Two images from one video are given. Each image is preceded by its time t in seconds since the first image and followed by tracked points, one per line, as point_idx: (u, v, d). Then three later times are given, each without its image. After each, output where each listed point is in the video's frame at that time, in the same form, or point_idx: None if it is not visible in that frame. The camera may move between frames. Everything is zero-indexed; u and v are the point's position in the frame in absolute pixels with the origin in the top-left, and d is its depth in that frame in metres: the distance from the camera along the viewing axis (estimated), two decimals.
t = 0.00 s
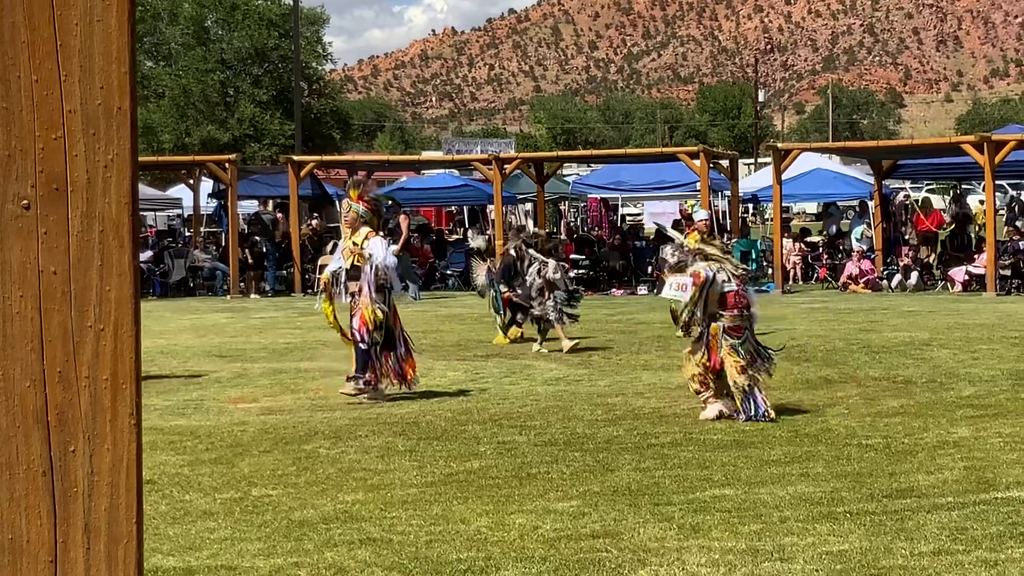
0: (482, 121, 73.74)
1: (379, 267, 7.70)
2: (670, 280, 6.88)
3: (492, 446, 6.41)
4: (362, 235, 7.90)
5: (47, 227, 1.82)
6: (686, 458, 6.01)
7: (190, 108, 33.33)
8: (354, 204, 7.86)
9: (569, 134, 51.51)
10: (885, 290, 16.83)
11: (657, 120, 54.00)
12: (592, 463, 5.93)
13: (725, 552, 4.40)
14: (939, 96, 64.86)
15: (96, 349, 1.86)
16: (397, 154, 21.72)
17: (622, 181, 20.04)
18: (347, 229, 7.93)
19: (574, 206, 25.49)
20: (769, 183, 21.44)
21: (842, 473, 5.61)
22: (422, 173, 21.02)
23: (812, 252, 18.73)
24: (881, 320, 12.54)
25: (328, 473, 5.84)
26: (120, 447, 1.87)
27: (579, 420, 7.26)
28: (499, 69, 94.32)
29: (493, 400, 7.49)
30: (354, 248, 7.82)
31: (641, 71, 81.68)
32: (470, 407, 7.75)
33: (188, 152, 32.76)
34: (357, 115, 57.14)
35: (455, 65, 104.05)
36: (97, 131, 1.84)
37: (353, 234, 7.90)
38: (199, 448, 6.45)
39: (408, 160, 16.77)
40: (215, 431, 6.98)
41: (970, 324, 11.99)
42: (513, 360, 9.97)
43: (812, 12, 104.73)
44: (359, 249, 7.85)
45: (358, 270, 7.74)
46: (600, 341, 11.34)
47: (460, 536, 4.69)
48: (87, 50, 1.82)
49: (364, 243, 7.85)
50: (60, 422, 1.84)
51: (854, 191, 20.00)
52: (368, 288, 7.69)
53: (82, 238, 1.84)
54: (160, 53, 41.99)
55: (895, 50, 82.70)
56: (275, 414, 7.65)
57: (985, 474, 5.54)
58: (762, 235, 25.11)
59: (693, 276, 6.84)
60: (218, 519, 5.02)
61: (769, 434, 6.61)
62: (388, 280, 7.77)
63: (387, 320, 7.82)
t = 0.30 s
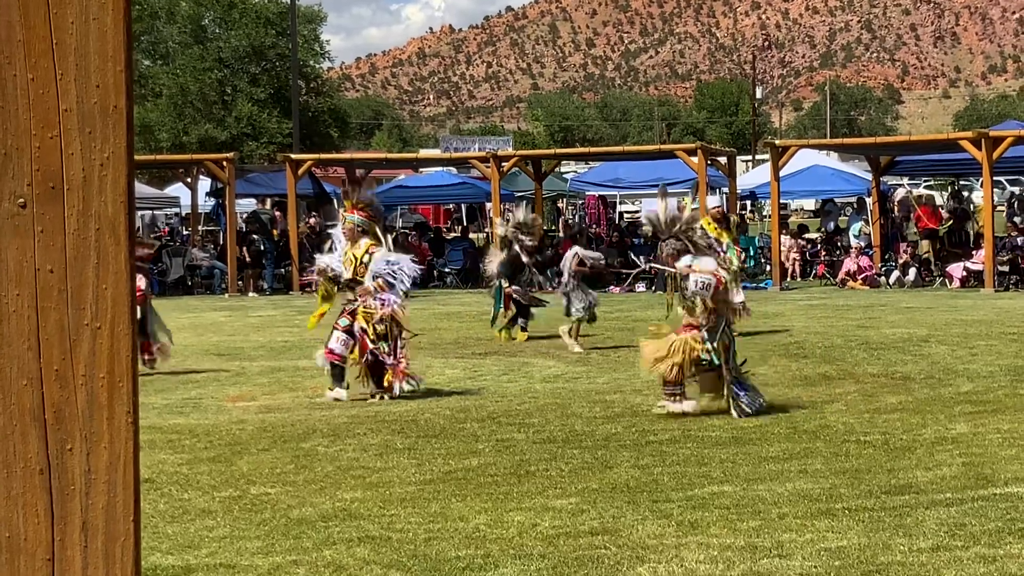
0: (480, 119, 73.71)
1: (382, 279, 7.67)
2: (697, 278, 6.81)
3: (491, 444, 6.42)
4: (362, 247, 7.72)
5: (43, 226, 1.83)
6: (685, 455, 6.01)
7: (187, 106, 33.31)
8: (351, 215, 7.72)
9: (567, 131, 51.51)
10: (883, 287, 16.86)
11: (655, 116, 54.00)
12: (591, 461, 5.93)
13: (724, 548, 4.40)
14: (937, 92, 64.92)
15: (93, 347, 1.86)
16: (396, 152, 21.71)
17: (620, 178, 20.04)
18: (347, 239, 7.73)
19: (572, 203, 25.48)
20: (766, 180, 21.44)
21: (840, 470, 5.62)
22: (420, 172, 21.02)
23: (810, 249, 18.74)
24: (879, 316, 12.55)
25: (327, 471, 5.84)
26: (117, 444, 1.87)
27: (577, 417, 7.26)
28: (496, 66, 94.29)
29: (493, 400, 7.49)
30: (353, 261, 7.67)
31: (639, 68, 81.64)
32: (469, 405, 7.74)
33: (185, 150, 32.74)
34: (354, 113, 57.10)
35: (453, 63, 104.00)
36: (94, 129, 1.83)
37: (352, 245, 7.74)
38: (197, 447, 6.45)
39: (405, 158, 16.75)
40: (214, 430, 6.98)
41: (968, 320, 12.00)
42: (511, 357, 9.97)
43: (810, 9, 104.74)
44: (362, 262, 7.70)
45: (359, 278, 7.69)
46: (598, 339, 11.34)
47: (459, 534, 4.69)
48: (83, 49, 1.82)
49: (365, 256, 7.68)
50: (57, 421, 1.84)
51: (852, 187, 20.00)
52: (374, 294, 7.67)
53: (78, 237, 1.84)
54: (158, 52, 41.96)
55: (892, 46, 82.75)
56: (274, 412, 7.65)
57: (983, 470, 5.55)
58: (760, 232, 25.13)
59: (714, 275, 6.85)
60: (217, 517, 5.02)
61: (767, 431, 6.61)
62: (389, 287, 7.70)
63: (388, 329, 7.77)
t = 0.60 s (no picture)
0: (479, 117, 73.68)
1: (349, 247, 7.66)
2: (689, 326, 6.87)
3: (491, 442, 6.42)
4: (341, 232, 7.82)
5: (40, 225, 1.83)
6: (684, 453, 6.02)
7: (186, 106, 33.31)
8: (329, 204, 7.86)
9: (566, 129, 51.55)
10: (882, 283, 16.89)
11: (654, 114, 54.00)
12: (591, 458, 5.94)
13: (723, 546, 4.41)
14: (936, 89, 64.90)
15: (91, 347, 1.87)
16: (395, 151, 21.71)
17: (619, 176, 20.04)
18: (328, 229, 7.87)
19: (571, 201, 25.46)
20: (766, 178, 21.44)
21: (840, 467, 5.62)
22: (419, 170, 21.02)
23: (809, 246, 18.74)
24: (879, 313, 12.56)
25: (327, 470, 5.85)
26: (116, 442, 1.88)
27: (576, 415, 7.27)
28: (495, 65, 94.26)
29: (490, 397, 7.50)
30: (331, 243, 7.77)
31: (637, 65, 81.64)
32: (468, 403, 7.75)
33: (185, 150, 32.72)
34: (353, 111, 57.08)
35: (452, 61, 103.98)
36: (92, 128, 1.84)
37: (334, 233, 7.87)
38: (197, 446, 6.46)
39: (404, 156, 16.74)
40: (213, 428, 6.99)
41: (968, 316, 12.00)
42: (511, 356, 9.98)
43: (809, 6, 104.81)
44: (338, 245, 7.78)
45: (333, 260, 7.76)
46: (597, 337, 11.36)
47: (459, 532, 4.69)
48: (81, 49, 1.82)
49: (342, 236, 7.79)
50: (56, 420, 1.84)
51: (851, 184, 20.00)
52: (348, 277, 7.72)
53: (76, 236, 1.84)
54: (156, 50, 41.93)
55: (891, 43, 82.75)
56: (274, 411, 7.65)
57: (983, 467, 5.55)
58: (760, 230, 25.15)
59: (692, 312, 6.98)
60: (217, 516, 5.02)
61: (767, 428, 6.62)
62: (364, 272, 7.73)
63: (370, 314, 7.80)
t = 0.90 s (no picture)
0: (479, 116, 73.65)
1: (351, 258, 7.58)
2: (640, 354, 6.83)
3: (491, 441, 6.42)
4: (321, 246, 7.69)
5: (39, 225, 1.83)
6: (685, 451, 6.01)
7: (186, 105, 33.32)
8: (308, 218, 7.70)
9: (566, 128, 51.60)
10: (883, 281, 16.88)
11: (654, 112, 53.99)
12: (591, 457, 5.94)
13: (724, 543, 4.41)
14: (935, 87, 64.91)
15: (91, 347, 1.86)
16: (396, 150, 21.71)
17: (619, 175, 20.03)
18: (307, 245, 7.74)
19: (571, 200, 25.47)
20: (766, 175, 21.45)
21: (841, 465, 5.62)
22: (419, 169, 21.01)
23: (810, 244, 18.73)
24: (879, 311, 12.55)
25: (328, 469, 5.85)
26: (116, 441, 1.87)
27: (577, 413, 7.26)
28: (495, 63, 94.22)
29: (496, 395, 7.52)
30: (316, 260, 7.67)
31: (637, 64, 81.67)
32: (469, 402, 7.74)
33: (185, 149, 32.71)
34: (353, 110, 57.08)
35: (452, 60, 103.98)
36: (91, 128, 1.83)
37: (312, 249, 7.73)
38: (198, 445, 6.46)
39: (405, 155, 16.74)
40: (214, 427, 6.98)
41: (968, 314, 12.00)
42: (511, 354, 9.98)
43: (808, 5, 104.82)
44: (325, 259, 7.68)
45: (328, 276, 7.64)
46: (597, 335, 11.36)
47: (460, 531, 4.69)
48: (80, 49, 1.82)
49: (326, 251, 7.67)
50: (55, 420, 1.84)
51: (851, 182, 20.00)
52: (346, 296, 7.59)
53: (76, 235, 1.84)
54: (156, 49, 41.93)
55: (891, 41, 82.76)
56: (274, 410, 7.66)
57: (984, 464, 5.55)
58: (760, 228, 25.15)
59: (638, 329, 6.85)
60: (218, 515, 5.02)
61: (768, 426, 6.62)
62: (355, 290, 7.64)
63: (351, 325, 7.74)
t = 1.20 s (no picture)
0: (482, 116, 73.65)
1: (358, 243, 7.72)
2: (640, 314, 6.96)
3: (494, 440, 6.42)
4: (321, 224, 7.87)
5: (41, 224, 1.83)
6: (687, 450, 6.01)
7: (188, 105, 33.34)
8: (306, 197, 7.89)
9: (569, 128, 51.59)
10: (886, 280, 16.87)
11: (656, 111, 53.98)
12: (594, 456, 5.93)
13: (727, 543, 4.41)
14: (938, 86, 64.86)
15: (93, 347, 1.87)
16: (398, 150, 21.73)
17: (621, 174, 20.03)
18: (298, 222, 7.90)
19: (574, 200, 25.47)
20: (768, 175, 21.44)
21: (843, 464, 5.61)
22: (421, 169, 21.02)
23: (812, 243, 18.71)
24: (882, 310, 12.55)
25: (330, 469, 5.85)
26: (118, 441, 1.88)
27: (580, 413, 7.26)
28: (498, 63, 94.20)
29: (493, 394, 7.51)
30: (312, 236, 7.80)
31: (640, 63, 81.63)
32: (472, 402, 7.74)
33: (188, 149, 32.72)
34: (356, 110, 57.08)
35: (454, 59, 103.97)
36: (92, 127, 1.83)
37: (308, 225, 7.90)
38: (200, 445, 6.46)
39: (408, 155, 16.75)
40: (216, 427, 6.99)
41: (971, 313, 11.99)
42: (514, 354, 9.99)
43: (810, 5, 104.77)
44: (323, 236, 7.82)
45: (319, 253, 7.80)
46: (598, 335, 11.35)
47: (462, 530, 4.69)
48: (81, 49, 1.82)
49: (325, 229, 7.82)
50: (57, 420, 1.85)
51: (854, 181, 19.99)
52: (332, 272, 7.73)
53: (78, 235, 1.84)
54: (159, 49, 41.95)
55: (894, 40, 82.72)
56: (276, 410, 7.66)
57: (986, 463, 5.54)
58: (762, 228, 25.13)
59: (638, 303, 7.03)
60: (220, 515, 5.02)
61: (770, 426, 6.62)
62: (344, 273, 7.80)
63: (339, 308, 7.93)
